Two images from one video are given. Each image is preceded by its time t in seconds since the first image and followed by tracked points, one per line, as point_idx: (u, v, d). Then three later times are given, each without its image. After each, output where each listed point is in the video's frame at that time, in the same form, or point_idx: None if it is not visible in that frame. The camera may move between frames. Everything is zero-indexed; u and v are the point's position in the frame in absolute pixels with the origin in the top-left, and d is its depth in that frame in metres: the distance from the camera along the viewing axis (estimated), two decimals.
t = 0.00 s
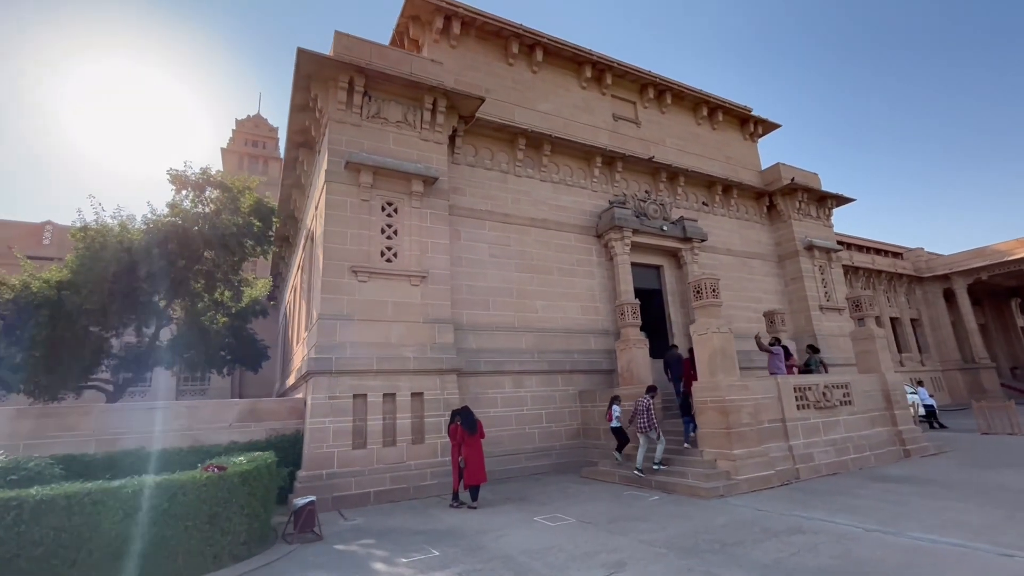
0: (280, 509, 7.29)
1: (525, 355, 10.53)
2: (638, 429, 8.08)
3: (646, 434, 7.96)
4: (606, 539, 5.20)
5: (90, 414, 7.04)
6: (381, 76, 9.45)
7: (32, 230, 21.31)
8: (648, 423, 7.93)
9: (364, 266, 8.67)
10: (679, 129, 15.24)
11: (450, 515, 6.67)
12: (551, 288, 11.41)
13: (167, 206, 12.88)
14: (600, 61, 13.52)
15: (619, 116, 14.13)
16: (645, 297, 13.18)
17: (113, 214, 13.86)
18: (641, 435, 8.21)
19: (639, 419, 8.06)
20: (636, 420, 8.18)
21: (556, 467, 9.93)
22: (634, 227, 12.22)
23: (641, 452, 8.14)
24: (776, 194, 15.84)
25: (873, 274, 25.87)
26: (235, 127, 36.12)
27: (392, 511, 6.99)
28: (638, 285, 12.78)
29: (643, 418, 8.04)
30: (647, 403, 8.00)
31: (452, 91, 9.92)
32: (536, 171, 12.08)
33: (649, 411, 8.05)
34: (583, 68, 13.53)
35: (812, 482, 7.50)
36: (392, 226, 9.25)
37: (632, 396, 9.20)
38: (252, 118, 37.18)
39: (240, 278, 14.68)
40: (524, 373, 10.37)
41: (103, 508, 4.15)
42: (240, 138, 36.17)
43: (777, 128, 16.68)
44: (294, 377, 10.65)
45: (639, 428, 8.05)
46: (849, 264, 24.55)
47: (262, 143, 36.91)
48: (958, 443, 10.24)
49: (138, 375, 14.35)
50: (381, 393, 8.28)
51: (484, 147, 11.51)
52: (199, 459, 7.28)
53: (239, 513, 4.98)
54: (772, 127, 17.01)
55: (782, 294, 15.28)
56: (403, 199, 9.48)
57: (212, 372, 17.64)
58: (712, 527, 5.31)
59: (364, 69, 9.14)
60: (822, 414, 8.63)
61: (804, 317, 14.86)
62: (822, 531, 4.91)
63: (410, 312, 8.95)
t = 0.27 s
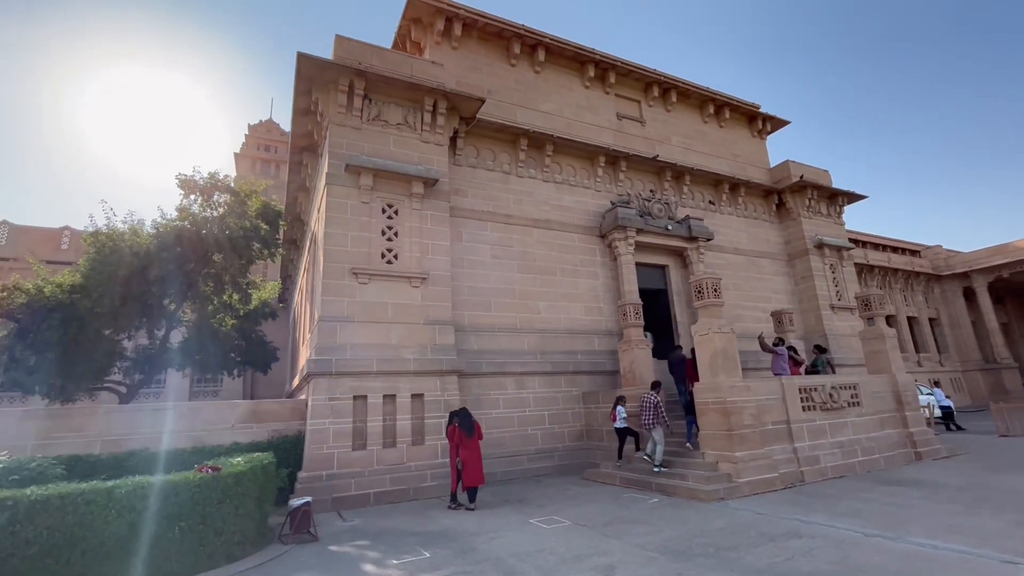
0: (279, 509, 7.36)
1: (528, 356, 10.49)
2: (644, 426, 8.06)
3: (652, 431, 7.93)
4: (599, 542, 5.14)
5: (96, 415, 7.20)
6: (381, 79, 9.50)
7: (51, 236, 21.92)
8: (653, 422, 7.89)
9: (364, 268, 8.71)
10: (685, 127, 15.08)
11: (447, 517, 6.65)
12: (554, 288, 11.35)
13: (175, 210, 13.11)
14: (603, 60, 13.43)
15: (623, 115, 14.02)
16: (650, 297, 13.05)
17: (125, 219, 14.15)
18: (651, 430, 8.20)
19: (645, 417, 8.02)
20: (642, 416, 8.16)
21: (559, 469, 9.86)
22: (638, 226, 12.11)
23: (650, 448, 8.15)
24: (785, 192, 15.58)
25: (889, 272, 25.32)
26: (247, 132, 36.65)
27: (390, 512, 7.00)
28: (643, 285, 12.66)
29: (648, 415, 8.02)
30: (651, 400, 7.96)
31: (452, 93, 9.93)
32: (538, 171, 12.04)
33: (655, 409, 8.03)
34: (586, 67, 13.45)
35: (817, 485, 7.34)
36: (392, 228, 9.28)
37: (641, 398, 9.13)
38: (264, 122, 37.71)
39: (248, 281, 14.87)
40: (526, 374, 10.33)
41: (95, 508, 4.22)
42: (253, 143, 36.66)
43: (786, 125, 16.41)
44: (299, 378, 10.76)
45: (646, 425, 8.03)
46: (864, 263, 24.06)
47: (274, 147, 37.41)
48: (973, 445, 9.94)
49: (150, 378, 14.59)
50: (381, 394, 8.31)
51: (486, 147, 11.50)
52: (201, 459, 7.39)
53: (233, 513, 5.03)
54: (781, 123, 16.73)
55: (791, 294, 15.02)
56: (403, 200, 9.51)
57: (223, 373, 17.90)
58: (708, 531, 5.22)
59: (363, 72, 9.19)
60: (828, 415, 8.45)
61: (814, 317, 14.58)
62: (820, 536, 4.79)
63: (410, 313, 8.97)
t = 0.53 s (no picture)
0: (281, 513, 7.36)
1: (531, 358, 10.42)
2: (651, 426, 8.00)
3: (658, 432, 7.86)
4: (595, 547, 5.05)
5: (101, 417, 7.33)
6: (381, 82, 9.53)
7: (70, 242, 22.46)
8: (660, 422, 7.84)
9: (365, 271, 8.74)
10: (692, 125, 14.89)
11: (445, 520, 6.61)
12: (558, 289, 11.26)
13: (185, 215, 13.32)
14: (607, 59, 13.33)
15: (628, 114, 13.89)
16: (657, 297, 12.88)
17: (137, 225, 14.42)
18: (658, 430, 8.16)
19: (653, 417, 7.99)
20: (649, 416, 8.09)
21: (563, 472, 9.76)
22: (643, 226, 11.97)
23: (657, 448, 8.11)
24: (796, 189, 15.28)
25: (907, 270, 24.71)
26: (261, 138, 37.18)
27: (388, 515, 6.98)
28: (649, 285, 12.50)
29: (656, 415, 7.97)
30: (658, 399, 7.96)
31: (452, 95, 9.92)
32: (542, 172, 11.97)
33: (662, 409, 7.98)
34: (590, 66, 13.35)
35: (825, 490, 7.14)
36: (393, 230, 9.29)
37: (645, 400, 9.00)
38: (277, 128, 38.27)
39: (257, 285, 15.03)
40: (529, 376, 10.25)
41: (88, 510, 4.25)
42: (266, 149, 37.16)
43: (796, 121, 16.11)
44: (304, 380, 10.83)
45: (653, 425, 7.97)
46: (881, 261, 23.51)
47: (287, 153, 37.90)
48: (992, 449, 9.60)
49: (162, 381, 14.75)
50: (382, 397, 8.30)
51: (488, 149, 11.48)
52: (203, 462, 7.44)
53: (228, 516, 5.04)
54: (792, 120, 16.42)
55: (803, 293, 14.71)
56: (404, 203, 9.52)
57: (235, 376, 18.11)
58: (706, 537, 5.09)
59: (363, 75, 9.23)
60: (838, 418, 8.22)
61: (827, 317, 14.26)
62: (822, 543, 4.64)
63: (412, 315, 8.96)
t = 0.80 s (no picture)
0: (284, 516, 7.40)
1: (535, 361, 10.35)
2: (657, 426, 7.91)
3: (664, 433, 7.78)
4: (590, 555, 4.98)
5: (106, 422, 7.44)
6: (382, 86, 9.56)
7: (89, 249, 23.01)
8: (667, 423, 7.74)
9: (366, 275, 8.77)
10: (699, 124, 14.69)
11: (443, 526, 6.57)
12: (562, 291, 11.18)
13: (194, 222, 13.53)
14: (611, 58, 13.20)
15: (633, 113, 13.74)
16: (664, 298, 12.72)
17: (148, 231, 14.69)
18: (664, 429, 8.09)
19: (659, 417, 7.88)
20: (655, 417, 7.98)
21: (567, 476, 9.67)
22: (648, 226, 11.82)
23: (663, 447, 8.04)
24: (807, 187, 14.97)
25: (926, 268, 24.10)
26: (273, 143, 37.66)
27: (388, 520, 6.97)
28: (655, 286, 12.35)
29: (662, 415, 7.87)
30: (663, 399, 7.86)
31: (453, 98, 9.91)
32: (545, 173, 11.89)
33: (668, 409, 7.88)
34: (594, 66, 13.24)
35: (833, 496, 6.95)
36: (394, 234, 9.31)
37: (648, 403, 8.88)
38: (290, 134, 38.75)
39: (265, 289, 15.20)
40: (533, 379, 10.18)
41: (83, 516, 4.31)
42: (278, 154, 37.55)
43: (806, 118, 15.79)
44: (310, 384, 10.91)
45: (658, 425, 7.87)
46: (898, 259, 22.95)
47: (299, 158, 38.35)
48: (1012, 453, 9.26)
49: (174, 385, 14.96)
50: (383, 401, 8.31)
51: (491, 151, 11.45)
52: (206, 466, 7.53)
53: (223, 522, 5.06)
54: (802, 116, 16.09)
55: (815, 293, 14.41)
56: (405, 206, 9.53)
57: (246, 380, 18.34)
58: (704, 546, 4.97)
59: (363, 80, 9.26)
60: (847, 422, 8.00)
61: (840, 317, 13.94)
62: (822, 553, 4.50)
63: (413, 319, 8.97)
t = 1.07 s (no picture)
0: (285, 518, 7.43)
1: (536, 362, 10.31)
2: (659, 423, 7.85)
3: (667, 429, 7.73)
4: (581, 557, 4.94)
5: (111, 425, 7.57)
6: (380, 90, 9.62)
7: (105, 254, 23.49)
8: (670, 419, 7.69)
9: (365, 278, 8.82)
10: (703, 122, 14.54)
11: (439, 528, 6.56)
12: (564, 292, 11.14)
13: (201, 227, 13.73)
14: (612, 57, 13.12)
15: (635, 112, 13.62)
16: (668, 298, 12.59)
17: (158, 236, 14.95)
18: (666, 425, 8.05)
19: (661, 414, 7.79)
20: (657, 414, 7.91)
21: (569, 478, 9.62)
22: (651, 226, 11.72)
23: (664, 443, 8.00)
24: (814, 184, 14.74)
25: (941, 265, 23.58)
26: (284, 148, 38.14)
27: (386, 522, 6.99)
28: (658, 286, 12.24)
29: (665, 412, 7.79)
30: (665, 396, 7.78)
31: (451, 100, 9.93)
32: (546, 174, 11.86)
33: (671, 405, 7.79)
34: (595, 66, 13.17)
35: (836, 498, 6.81)
36: (394, 237, 9.36)
37: (648, 404, 8.80)
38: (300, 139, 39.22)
39: (272, 292, 15.36)
40: (534, 380, 10.15)
41: (77, 517, 4.39)
42: (289, 159, 38.01)
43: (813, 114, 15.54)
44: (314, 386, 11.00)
45: (661, 421, 7.80)
46: (912, 256, 22.48)
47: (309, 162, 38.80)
48: None
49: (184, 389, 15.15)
50: (383, 403, 8.35)
51: (491, 153, 11.45)
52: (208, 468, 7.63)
53: (217, 523, 5.11)
54: (809, 112, 15.85)
55: (823, 292, 14.17)
56: (405, 209, 9.56)
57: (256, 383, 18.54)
58: (697, 549, 4.91)
59: (362, 84, 9.33)
60: (852, 423, 7.84)
61: (849, 316, 13.69)
62: (817, 557, 4.41)
63: (412, 321, 9.00)
